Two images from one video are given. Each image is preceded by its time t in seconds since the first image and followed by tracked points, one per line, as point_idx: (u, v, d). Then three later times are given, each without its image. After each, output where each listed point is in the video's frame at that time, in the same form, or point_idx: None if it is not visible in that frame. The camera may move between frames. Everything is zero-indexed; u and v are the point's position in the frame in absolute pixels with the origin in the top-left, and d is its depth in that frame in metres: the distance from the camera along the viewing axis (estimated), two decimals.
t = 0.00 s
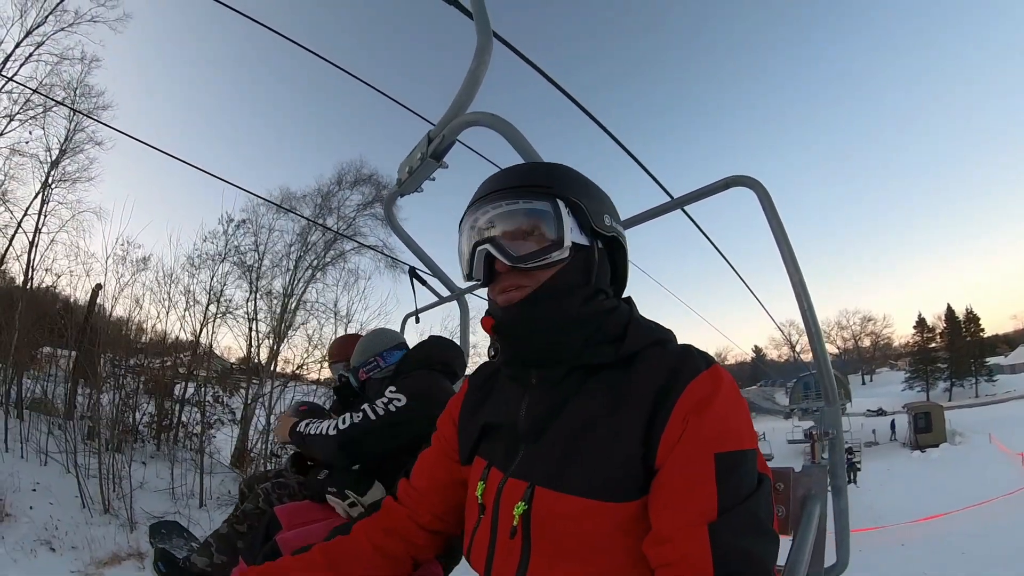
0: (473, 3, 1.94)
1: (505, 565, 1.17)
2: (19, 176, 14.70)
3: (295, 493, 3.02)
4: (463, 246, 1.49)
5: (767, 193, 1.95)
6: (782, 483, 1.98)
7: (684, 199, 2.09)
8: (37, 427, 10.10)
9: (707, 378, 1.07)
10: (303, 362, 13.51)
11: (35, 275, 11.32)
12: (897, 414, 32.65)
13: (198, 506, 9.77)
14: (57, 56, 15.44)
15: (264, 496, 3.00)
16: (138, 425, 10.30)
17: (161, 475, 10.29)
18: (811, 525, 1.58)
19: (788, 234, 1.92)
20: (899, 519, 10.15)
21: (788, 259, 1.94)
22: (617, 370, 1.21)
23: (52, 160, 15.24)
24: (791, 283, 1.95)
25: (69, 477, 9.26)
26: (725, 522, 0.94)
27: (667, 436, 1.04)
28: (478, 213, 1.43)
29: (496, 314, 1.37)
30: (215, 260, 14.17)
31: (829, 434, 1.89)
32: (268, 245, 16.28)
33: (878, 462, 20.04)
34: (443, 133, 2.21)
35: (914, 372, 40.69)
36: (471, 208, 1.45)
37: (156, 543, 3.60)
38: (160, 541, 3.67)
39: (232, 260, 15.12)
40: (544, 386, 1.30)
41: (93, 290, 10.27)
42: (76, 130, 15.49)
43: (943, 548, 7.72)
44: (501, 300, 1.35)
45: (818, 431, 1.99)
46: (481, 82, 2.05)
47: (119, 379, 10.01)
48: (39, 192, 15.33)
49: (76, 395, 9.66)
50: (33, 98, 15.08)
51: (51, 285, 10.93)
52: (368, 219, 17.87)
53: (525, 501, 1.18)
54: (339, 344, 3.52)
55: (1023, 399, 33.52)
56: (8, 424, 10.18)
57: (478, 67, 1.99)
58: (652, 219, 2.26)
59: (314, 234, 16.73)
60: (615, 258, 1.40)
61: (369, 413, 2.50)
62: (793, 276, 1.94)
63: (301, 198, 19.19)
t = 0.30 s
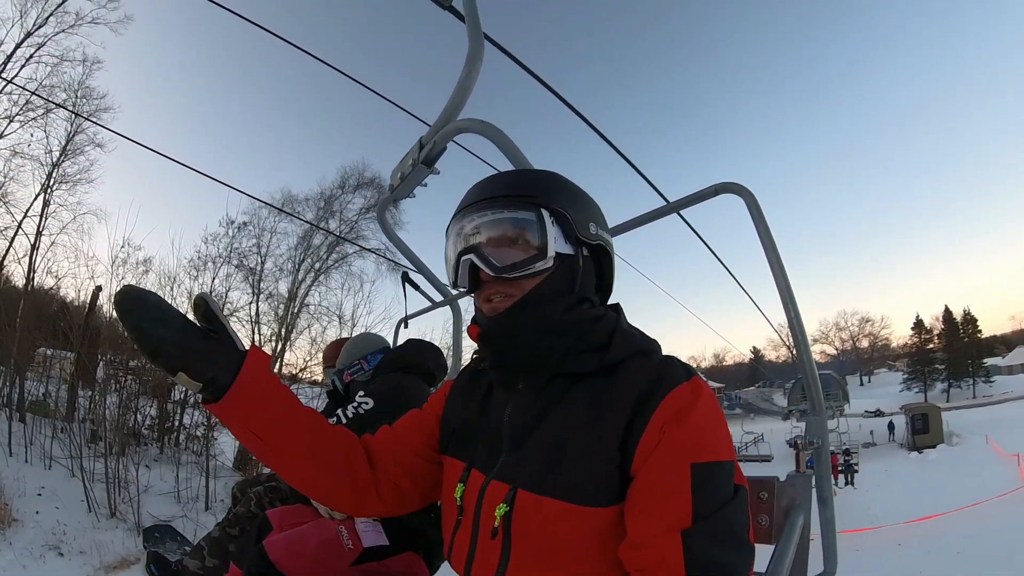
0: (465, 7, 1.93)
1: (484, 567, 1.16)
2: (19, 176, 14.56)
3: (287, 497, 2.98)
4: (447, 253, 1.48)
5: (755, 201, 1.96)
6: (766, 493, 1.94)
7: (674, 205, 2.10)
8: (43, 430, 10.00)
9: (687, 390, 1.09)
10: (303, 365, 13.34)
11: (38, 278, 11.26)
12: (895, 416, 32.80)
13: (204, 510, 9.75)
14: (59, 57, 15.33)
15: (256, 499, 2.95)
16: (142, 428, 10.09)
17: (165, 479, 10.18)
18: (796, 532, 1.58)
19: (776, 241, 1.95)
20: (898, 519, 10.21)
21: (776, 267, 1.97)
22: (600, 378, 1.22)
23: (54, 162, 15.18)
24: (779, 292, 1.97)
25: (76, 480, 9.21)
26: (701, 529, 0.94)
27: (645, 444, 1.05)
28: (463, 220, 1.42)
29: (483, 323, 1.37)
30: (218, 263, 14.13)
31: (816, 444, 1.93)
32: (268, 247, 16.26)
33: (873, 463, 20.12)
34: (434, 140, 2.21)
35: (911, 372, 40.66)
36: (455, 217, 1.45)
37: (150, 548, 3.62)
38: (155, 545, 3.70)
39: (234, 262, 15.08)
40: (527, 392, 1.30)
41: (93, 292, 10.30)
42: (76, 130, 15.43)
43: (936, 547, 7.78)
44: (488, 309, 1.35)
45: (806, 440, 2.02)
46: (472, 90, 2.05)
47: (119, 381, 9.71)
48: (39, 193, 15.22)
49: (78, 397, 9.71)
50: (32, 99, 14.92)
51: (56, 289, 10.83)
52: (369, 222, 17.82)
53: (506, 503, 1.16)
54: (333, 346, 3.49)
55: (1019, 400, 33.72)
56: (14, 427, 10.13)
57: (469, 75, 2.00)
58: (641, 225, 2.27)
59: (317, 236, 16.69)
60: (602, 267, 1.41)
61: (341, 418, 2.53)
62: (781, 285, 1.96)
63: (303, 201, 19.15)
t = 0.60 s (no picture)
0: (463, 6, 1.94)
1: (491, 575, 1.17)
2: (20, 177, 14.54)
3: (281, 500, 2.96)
4: (461, 253, 1.48)
5: (756, 202, 1.97)
6: (768, 497, 1.98)
7: (675, 205, 2.11)
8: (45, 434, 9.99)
9: (705, 398, 1.09)
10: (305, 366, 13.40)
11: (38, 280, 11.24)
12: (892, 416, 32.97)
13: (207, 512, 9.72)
14: (58, 57, 15.26)
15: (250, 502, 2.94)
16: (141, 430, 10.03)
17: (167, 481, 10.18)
18: (800, 536, 1.58)
19: (777, 241, 1.96)
20: (897, 519, 10.25)
21: (778, 268, 1.98)
22: (615, 386, 1.22)
23: (52, 163, 15.12)
24: (780, 292, 1.98)
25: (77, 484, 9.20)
26: (713, 540, 0.95)
27: (659, 453, 1.06)
28: (479, 220, 1.42)
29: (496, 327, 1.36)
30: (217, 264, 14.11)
31: (817, 447, 1.94)
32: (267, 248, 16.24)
33: (870, 463, 20.20)
34: (431, 139, 2.22)
35: (908, 372, 40.74)
36: (471, 215, 1.44)
37: (145, 548, 3.63)
38: (150, 546, 3.70)
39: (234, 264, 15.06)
40: (540, 398, 1.30)
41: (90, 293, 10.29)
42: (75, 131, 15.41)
43: (933, 546, 7.83)
44: (502, 313, 1.35)
45: (808, 443, 2.03)
46: (471, 88, 2.06)
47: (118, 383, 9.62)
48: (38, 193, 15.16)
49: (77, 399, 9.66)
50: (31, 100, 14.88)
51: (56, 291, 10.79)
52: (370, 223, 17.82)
53: (514, 512, 1.18)
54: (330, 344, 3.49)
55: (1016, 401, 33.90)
56: (15, 431, 10.12)
57: (467, 73, 2.00)
58: (641, 226, 2.28)
59: (317, 238, 16.69)
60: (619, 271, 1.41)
61: (344, 414, 2.48)
62: (782, 285, 1.98)
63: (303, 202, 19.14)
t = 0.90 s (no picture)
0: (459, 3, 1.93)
1: None
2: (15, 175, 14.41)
3: (275, 501, 2.94)
4: (447, 260, 1.48)
5: (751, 203, 1.98)
6: (762, 502, 1.97)
7: (671, 205, 2.11)
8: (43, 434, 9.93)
9: (695, 407, 1.09)
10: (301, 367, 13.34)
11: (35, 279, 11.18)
12: (887, 416, 33.14)
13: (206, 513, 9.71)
14: (55, 54, 15.14)
15: (243, 502, 2.92)
16: (140, 431, 9.95)
17: (166, 483, 10.15)
18: (794, 541, 1.58)
19: (773, 243, 1.97)
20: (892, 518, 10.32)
21: (773, 270, 1.98)
22: (605, 397, 1.21)
23: (49, 161, 15.03)
24: (776, 294, 1.99)
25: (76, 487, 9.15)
26: (699, 552, 0.95)
27: (648, 462, 1.06)
28: (464, 227, 1.40)
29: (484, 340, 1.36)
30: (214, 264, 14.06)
31: (811, 453, 1.94)
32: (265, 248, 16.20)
33: (866, 463, 20.31)
34: (425, 137, 2.21)
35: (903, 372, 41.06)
36: (456, 224, 1.43)
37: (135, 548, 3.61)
38: (141, 546, 3.68)
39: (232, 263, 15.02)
40: (531, 409, 1.31)
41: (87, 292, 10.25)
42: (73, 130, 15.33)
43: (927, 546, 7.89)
44: (489, 326, 1.35)
45: (802, 447, 2.04)
46: (465, 84, 2.05)
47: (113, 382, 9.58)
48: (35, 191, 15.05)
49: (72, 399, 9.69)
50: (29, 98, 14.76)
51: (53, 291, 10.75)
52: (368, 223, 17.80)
53: (500, 521, 1.19)
54: (328, 340, 3.46)
55: (1010, 401, 34.17)
56: (12, 433, 10.07)
57: (462, 71, 1.99)
58: (637, 226, 2.28)
59: (315, 238, 16.65)
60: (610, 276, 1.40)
61: (358, 403, 2.49)
62: (778, 288, 1.98)
63: (301, 202, 19.10)
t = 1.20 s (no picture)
0: None
1: None
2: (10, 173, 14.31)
3: (270, 500, 2.92)
4: (448, 265, 1.39)
5: (748, 201, 1.98)
6: (757, 503, 1.99)
7: (669, 203, 2.12)
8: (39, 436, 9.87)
9: (691, 407, 1.09)
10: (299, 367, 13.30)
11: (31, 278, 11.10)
12: (882, 416, 33.33)
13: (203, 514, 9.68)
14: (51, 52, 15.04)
15: (238, 502, 2.91)
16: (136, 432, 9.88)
17: (163, 484, 10.11)
18: (788, 542, 1.58)
19: (770, 242, 1.98)
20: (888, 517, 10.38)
21: (769, 267, 1.99)
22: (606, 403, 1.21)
23: (45, 160, 14.93)
24: (773, 295, 2.00)
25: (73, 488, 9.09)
26: (694, 552, 0.95)
27: (644, 463, 1.06)
28: (484, 234, 1.30)
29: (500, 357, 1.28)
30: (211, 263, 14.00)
31: (807, 453, 1.95)
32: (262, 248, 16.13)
33: (862, 463, 20.42)
34: (420, 134, 2.20)
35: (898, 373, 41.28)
36: (460, 227, 1.34)
37: (132, 548, 3.59)
38: (136, 545, 3.66)
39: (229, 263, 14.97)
40: (527, 413, 1.29)
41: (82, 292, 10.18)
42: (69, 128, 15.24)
43: (922, 546, 7.93)
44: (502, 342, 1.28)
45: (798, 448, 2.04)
46: (461, 80, 2.04)
47: (106, 383, 9.56)
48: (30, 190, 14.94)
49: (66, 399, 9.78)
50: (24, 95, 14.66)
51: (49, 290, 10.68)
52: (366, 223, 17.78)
53: (489, 520, 1.18)
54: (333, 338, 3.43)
55: (1003, 402, 34.42)
56: (7, 434, 10.00)
57: (458, 66, 1.98)
58: (635, 223, 2.28)
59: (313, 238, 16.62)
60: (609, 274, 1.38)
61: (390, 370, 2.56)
62: (774, 287, 1.99)
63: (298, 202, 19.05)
